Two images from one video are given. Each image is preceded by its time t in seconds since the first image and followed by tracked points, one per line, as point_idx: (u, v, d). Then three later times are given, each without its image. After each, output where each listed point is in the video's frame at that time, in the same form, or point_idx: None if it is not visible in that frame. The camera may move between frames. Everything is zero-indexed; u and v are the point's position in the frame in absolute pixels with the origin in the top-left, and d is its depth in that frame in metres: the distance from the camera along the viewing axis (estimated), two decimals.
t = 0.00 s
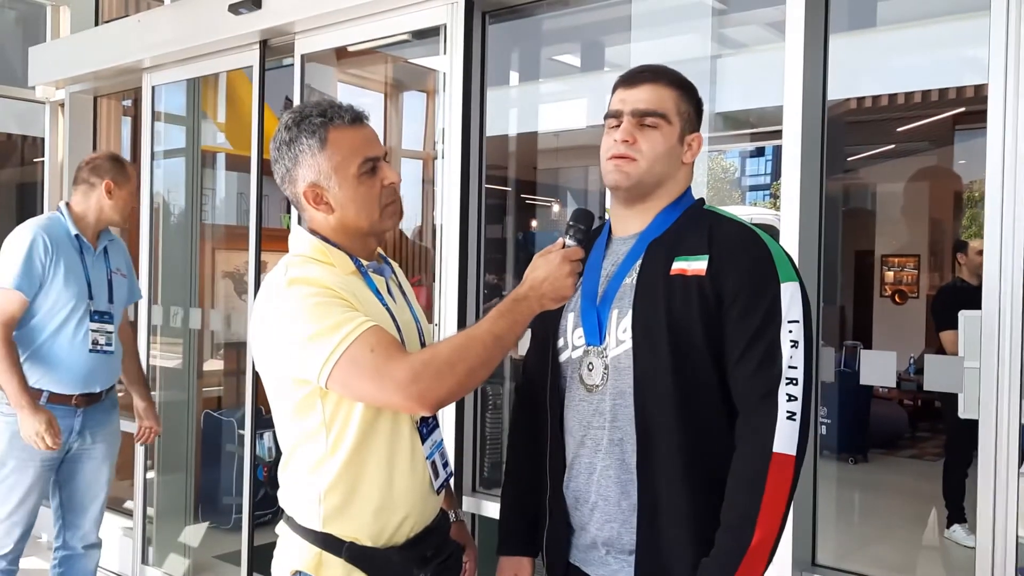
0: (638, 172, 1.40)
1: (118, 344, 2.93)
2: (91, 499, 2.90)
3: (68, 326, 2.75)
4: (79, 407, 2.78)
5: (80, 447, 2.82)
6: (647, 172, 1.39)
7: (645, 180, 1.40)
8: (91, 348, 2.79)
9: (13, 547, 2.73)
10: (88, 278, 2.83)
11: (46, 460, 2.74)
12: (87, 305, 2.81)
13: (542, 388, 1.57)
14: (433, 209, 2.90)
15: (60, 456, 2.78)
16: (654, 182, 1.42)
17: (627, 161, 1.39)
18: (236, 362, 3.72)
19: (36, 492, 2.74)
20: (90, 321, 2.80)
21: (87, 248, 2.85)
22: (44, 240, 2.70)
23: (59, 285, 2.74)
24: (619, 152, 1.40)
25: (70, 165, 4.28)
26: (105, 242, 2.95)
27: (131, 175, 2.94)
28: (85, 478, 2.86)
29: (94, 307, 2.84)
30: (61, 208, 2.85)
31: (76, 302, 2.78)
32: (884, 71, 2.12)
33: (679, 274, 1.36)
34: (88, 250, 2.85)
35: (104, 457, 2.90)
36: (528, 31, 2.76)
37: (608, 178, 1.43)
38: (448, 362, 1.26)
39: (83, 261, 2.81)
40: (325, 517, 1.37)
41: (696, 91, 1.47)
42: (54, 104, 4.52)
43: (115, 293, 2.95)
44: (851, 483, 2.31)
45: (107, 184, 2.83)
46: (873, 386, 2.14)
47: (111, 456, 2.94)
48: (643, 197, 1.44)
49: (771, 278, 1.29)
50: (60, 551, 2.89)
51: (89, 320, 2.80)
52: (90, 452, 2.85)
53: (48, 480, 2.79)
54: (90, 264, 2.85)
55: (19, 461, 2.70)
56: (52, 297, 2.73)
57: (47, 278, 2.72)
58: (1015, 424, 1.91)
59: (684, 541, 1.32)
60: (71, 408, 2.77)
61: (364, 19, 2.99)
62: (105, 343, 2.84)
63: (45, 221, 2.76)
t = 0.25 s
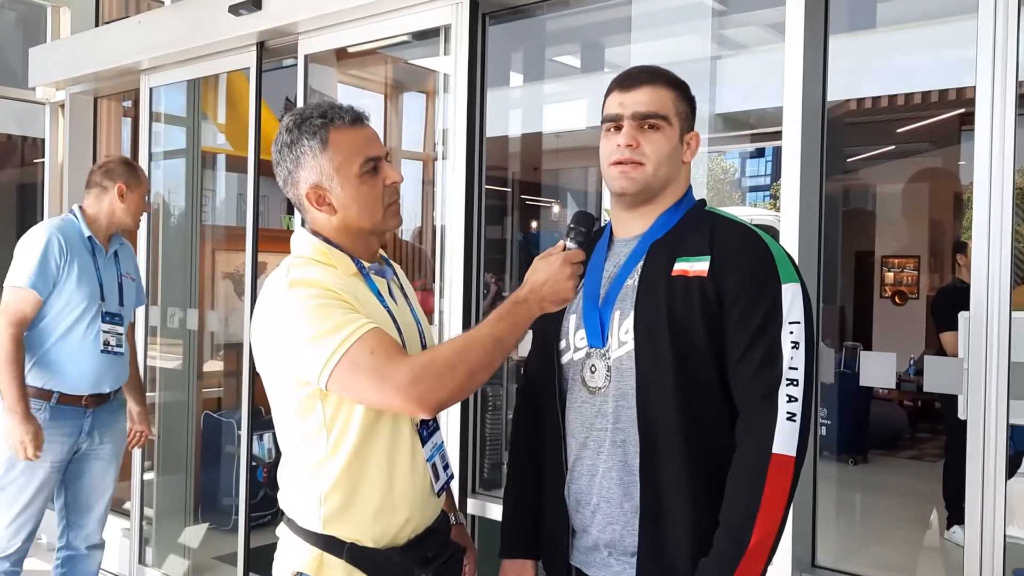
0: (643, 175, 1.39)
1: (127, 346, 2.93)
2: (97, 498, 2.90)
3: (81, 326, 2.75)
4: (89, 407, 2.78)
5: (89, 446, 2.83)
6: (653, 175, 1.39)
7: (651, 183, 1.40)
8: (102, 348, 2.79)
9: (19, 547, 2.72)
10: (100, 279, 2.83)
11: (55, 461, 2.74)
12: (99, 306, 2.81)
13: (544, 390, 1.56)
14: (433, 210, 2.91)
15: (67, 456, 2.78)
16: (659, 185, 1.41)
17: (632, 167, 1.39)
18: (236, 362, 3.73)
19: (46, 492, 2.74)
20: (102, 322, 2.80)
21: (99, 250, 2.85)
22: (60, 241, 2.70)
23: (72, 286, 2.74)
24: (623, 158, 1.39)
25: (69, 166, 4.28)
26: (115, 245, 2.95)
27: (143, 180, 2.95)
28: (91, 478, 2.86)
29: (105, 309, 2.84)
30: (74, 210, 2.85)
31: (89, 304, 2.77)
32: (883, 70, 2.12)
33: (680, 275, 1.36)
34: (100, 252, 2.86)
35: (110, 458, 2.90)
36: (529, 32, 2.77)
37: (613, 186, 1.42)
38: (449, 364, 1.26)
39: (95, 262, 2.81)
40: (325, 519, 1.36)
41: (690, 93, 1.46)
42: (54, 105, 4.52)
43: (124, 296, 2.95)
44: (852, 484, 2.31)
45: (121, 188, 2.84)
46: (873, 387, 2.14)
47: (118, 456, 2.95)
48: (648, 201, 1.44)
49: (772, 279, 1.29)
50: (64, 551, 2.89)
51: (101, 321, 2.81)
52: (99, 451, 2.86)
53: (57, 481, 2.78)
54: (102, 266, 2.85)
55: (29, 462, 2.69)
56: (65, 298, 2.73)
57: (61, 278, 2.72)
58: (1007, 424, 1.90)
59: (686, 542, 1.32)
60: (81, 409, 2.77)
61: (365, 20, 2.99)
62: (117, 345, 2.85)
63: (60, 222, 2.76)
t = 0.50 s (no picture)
0: (646, 177, 1.39)
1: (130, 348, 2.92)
2: (97, 498, 2.90)
3: (81, 327, 2.75)
4: (90, 408, 2.78)
5: (90, 447, 2.83)
6: (657, 177, 1.39)
7: (654, 185, 1.40)
8: (104, 349, 2.79)
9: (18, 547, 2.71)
10: (104, 280, 2.83)
11: (55, 462, 2.73)
12: (101, 307, 2.80)
13: (545, 391, 1.56)
14: (433, 212, 2.92)
15: (69, 456, 2.78)
16: (663, 187, 1.41)
17: (637, 167, 1.38)
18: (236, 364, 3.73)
19: (45, 493, 2.74)
20: (104, 323, 2.80)
21: (104, 252, 2.85)
22: (65, 240, 2.70)
23: (75, 287, 2.74)
24: (626, 159, 1.38)
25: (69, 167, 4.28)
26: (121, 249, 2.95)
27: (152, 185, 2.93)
28: (92, 478, 2.86)
29: (108, 310, 2.83)
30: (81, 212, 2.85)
31: (92, 304, 2.77)
32: (881, 72, 2.15)
33: (684, 276, 1.36)
34: (106, 254, 2.86)
35: (110, 458, 2.90)
36: (530, 35, 2.80)
37: (617, 185, 1.41)
38: (449, 366, 1.26)
39: (99, 264, 2.81)
40: (325, 520, 1.36)
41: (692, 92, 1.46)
42: (54, 106, 4.53)
43: (128, 300, 2.95)
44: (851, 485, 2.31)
45: (127, 192, 2.82)
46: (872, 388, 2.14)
47: (119, 457, 2.94)
48: (651, 202, 1.44)
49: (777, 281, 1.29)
50: (65, 552, 2.89)
51: (103, 322, 2.80)
52: (99, 452, 2.86)
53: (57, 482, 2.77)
54: (106, 267, 2.85)
55: (29, 462, 2.69)
56: (68, 298, 2.73)
57: (64, 278, 2.72)
58: (1003, 425, 1.87)
59: (692, 543, 1.33)
60: (82, 409, 2.77)
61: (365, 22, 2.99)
62: (119, 346, 2.85)
63: (67, 223, 2.76)
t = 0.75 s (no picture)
0: (650, 176, 1.39)
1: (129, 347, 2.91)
2: (96, 498, 2.89)
3: (76, 325, 2.75)
4: (88, 408, 2.78)
5: (88, 446, 2.82)
6: (660, 176, 1.39)
7: (657, 184, 1.40)
8: (100, 347, 2.78)
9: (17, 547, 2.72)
10: (101, 279, 2.82)
11: (52, 461, 2.73)
12: (99, 305, 2.80)
13: (548, 391, 1.55)
14: (433, 211, 2.92)
15: (66, 456, 2.77)
16: (665, 186, 1.41)
17: (639, 166, 1.38)
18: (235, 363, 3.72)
19: (42, 492, 2.74)
20: (100, 322, 2.79)
21: (103, 252, 2.84)
22: (60, 239, 2.71)
23: (70, 285, 2.73)
24: (628, 156, 1.38)
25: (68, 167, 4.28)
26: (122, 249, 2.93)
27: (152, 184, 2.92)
28: (90, 478, 2.85)
29: (106, 310, 2.82)
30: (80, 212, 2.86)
31: (87, 301, 2.77)
32: (881, 74, 2.11)
33: (688, 276, 1.36)
34: (105, 254, 2.85)
35: (108, 458, 2.88)
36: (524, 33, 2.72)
37: (619, 183, 1.42)
38: (449, 365, 1.26)
39: (97, 262, 2.80)
40: (326, 520, 1.36)
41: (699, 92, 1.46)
42: (54, 106, 4.53)
43: (128, 300, 2.94)
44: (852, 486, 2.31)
45: (126, 190, 2.81)
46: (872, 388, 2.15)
47: (118, 457, 2.93)
48: (653, 201, 1.43)
49: (782, 281, 1.29)
50: (65, 551, 2.89)
51: (100, 321, 2.79)
52: (97, 452, 2.85)
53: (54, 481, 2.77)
54: (105, 266, 2.84)
55: (25, 461, 2.69)
56: (63, 296, 2.73)
57: (61, 277, 2.72)
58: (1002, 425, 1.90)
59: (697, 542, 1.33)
60: (79, 409, 2.77)
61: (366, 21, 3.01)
62: (116, 345, 2.83)
63: (64, 222, 2.77)
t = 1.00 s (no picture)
0: (649, 177, 1.39)
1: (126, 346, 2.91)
2: (93, 497, 2.88)
3: (72, 325, 2.75)
4: (85, 407, 2.78)
5: (87, 445, 2.82)
6: (659, 177, 1.39)
7: (656, 185, 1.40)
8: (95, 347, 2.78)
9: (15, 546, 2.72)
10: (97, 277, 2.82)
11: (50, 460, 2.73)
12: (94, 304, 2.80)
13: (548, 391, 1.55)
14: (432, 211, 2.92)
15: (64, 456, 2.77)
16: (665, 187, 1.41)
17: (638, 167, 1.38)
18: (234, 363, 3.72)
19: (39, 492, 2.74)
20: (96, 321, 2.80)
21: (99, 251, 2.84)
22: (55, 239, 2.71)
23: (66, 284, 2.73)
24: (628, 157, 1.38)
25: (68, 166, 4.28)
26: (119, 247, 2.93)
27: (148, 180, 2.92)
28: (87, 477, 2.84)
29: (102, 308, 2.83)
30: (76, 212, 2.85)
31: (83, 300, 2.77)
32: (882, 74, 2.13)
33: (690, 275, 1.36)
34: (100, 253, 2.85)
35: (106, 457, 2.88)
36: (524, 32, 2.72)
37: (618, 184, 1.42)
38: (450, 364, 1.25)
39: (93, 261, 2.80)
40: (327, 520, 1.36)
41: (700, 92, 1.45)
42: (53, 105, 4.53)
43: (125, 298, 2.93)
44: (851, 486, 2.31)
45: (121, 188, 2.82)
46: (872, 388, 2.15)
47: (116, 455, 2.93)
48: (653, 202, 1.43)
49: (782, 280, 1.29)
50: (64, 550, 2.89)
51: (96, 320, 2.80)
52: (94, 451, 2.84)
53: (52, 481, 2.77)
54: (101, 265, 2.84)
55: (23, 460, 2.69)
56: (59, 296, 2.73)
57: (56, 276, 2.72)
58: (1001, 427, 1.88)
59: (697, 542, 1.33)
60: (77, 407, 2.77)
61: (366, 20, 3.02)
62: (112, 344, 2.84)
63: (60, 221, 2.77)
